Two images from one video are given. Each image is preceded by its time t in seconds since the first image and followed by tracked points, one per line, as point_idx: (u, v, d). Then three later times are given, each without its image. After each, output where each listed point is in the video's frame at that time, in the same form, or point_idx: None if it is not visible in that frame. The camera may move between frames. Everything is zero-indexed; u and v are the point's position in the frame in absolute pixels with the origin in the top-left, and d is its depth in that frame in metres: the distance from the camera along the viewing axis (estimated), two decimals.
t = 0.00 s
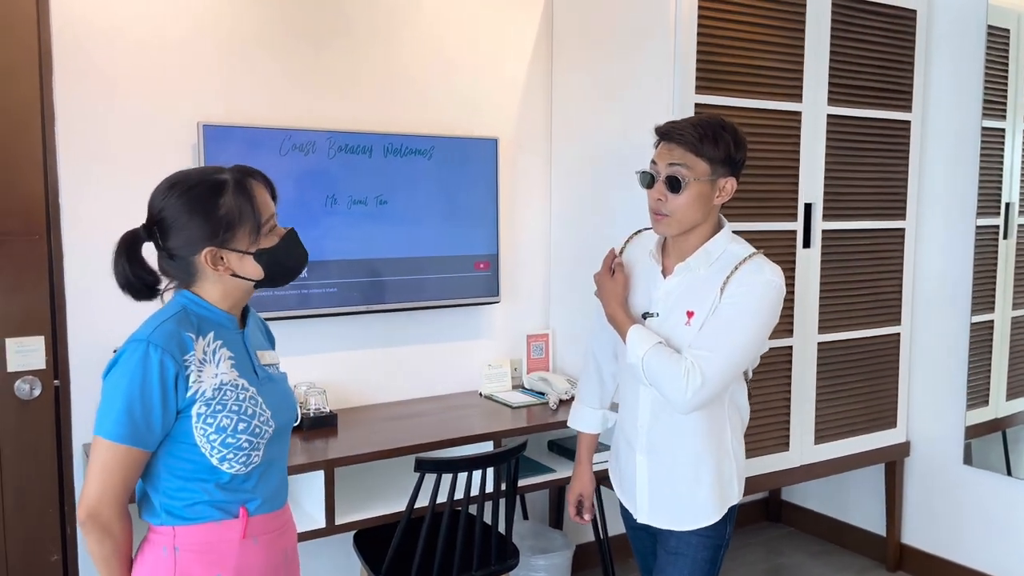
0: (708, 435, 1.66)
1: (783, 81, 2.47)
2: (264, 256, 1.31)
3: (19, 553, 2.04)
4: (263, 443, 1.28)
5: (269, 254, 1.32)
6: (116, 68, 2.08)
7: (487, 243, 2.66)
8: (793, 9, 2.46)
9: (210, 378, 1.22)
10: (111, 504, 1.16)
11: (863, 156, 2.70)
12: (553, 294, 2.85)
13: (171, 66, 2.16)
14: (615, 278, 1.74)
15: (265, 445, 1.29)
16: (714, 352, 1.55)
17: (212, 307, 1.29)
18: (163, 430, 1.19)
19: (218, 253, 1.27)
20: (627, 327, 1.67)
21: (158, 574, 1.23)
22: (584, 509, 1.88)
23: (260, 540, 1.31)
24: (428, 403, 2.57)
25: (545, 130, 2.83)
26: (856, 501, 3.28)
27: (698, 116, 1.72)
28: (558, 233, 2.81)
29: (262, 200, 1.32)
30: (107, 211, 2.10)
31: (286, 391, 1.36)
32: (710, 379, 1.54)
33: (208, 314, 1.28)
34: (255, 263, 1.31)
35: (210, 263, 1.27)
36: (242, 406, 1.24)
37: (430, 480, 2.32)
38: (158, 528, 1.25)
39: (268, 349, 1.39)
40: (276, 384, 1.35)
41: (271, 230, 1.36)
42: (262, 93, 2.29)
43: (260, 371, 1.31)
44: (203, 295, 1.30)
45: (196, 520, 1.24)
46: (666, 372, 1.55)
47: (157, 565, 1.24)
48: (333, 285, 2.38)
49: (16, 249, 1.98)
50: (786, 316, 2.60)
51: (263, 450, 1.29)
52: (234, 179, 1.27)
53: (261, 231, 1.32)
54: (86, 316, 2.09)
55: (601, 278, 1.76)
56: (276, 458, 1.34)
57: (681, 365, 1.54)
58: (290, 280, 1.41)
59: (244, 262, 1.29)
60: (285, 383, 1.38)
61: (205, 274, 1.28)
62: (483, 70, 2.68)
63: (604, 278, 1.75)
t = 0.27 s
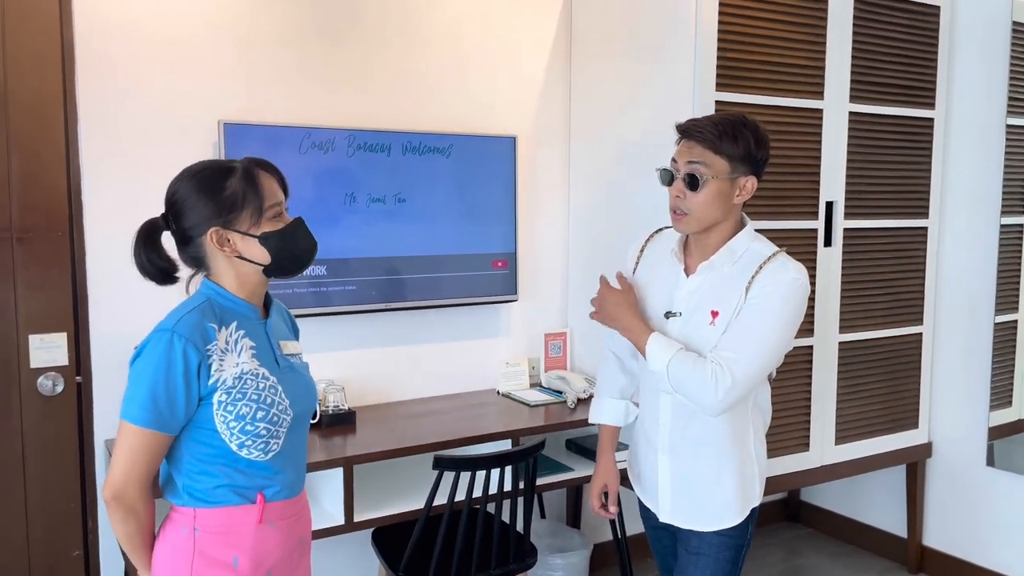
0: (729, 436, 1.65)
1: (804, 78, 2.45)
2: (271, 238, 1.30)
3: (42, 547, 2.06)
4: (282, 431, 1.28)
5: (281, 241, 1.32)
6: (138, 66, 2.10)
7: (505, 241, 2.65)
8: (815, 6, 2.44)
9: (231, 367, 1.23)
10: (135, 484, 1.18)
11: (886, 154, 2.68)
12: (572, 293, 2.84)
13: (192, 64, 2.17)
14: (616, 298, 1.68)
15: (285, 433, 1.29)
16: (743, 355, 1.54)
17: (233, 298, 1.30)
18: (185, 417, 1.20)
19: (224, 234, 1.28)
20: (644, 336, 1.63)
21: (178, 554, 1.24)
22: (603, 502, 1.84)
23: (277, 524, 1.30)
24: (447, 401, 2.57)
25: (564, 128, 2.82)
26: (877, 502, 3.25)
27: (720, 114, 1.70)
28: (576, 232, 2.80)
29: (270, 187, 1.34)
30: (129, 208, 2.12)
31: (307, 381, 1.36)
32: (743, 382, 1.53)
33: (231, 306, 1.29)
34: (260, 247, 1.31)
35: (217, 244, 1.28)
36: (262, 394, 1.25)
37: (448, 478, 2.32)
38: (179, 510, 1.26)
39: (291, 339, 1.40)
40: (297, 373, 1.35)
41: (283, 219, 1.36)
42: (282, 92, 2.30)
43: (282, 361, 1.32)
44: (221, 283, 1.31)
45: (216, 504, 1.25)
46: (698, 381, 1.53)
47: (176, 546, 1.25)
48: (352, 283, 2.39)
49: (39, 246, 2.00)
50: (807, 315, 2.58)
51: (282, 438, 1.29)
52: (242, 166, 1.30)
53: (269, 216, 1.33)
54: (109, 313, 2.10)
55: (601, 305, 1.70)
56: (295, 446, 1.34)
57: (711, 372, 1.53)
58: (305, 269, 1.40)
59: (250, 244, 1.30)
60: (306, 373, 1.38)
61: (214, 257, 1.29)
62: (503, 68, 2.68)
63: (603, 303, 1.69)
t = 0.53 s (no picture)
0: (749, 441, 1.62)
1: (829, 74, 2.42)
2: (295, 233, 1.31)
3: (70, 541, 2.09)
4: (293, 428, 1.29)
5: (304, 236, 1.32)
6: (164, 66, 2.11)
7: (527, 239, 2.65)
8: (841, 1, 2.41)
9: (246, 364, 1.24)
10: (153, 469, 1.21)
11: (912, 151, 2.64)
12: (593, 291, 2.83)
13: (217, 63, 2.18)
14: (642, 373, 1.50)
15: (296, 431, 1.30)
16: (787, 372, 1.50)
17: (254, 296, 1.31)
18: (199, 411, 1.22)
19: (251, 226, 1.29)
20: (694, 396, 1.49)
21: (189, 539, 1.26)
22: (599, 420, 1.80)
23: (286, 514, 1.31)
24: (468, 398, 2.57)
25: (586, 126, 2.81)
26: (901, 502, 3.22)
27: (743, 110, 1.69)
28: (597, 230, 2.79)
29: (299, 188, 1.36)
30: (155, 207, 2.14)
31: (322, 381, 1.37)
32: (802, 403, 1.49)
33: (250, 305, 1.31)
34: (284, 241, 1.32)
35: (243, 236, 1.30)
36: (275, 392, 1.26)
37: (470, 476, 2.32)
38: (191, 496, 1.28)
39: (310, 339, 1.41)
40: (313, 373, 1.35)
41: (308, 220, 1.37)
42: (305, 90, 2.31)
43: (298, 360, 1.33)
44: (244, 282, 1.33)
45: (226, 495, 1.26)
46: (764, 420, 1.46)
47: (188, 531, 1.27)
48: (374, 281, 2.40)
49: (67, 243, 2.03)
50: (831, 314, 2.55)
51: (293, 435, 1.30)
52: (273, 166, 1.33)
53: (295, 213, 1.34)
54: (136, 311, 2.13)
55: (624, 384, 1.51)
56: (307, 443, 1.34)
57: (769, 405, 1.47)
58: (324, 268, 1.40)
59: (274, 237, 1.31)
60: (323, 373, 1.39)
61: (239, 250, 1.30)
62: (524, 66, 2.67)
63: (624, 380, 1.51)
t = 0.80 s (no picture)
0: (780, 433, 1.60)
1: (851, 71, 2.40)
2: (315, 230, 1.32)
3: (94, 534, 2.13)
4: (307, 419, 1.30)
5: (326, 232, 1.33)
6: (186, 65, 2.14)
7: (545, 237, 2.65)
8: None
9: (263, 355, 1.26)
10: (172, 457, 1.23)
11: (935, 148, 2.61)
12: (612, 290, 2.83)
13: (238, 63, 2.20)
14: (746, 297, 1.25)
15: (311, 421, 1.31)
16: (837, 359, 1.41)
17: (269, 289, 1.33)
18: (218, 400, 1.24)
19: (274, 222, 1.31)
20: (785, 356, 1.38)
21: (208, 527, 1.28)
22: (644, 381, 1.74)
23: (300, 503, 1.33)
24: (487, 396, 2.58)
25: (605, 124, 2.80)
26: (923, 503, 3.18)
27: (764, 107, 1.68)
28: (616, 228, 2.78)
29: (321, 186, 1.37)
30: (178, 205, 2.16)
31: (336, 375, 1.39)
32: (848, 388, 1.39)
33: (268, 298, 1.32)
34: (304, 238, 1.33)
35: (267, 232, 1.31)
36: (291, 383, 1.27)
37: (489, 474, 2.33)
38: (209, 485, 1.30)
39: (324, 333, 1.43)
40: (327, 365, 1.37)
41: (329, 218, 1.37)
42: (325, 89, 2.32)
43: (313, 352, 1.34)
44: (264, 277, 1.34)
45: (242, 482, 1.28)
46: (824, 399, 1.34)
47: (206, 519, 1.29)
48: (393, 279, 2.41)
49: (91, 241, 2.06)
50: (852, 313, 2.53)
51: (308, 425, 1.31)
52: (297, 165, 1.35)
53: (317, 210, 1.35)
54: (159, 308, 2.15)
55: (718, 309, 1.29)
56: (320, 434, 1.36)
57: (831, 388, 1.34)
58: (340, 266, 1.40)
59: (296, 234, 1.32)
60: (336, 366, 1.40)
61: (260, 245, 1.31)
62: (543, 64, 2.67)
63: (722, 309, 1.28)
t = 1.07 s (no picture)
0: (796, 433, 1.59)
1: (867, 69, 2.38)
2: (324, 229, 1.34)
3: (111, 531, 2.15)
4: (318, 415, 1.32)
5: (336, 231, 1.36)
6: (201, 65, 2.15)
7: (558, 236, 2.65)
8: None
9: (273, 354, 1.28)
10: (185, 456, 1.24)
11: (951, 147, 2.59)
12: (626, 289, 2.82)
13: (253, 63, 2.22)
14: (731, 352, 1.37)
15: (320, 418, 1.33)
16: (852, 350, 1.46)
17: (278, 288, 1.34)
18: (229, 399, 1.25)
19: (284, 221, 1.32)
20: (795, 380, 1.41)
21: (221, 523, 1.29)
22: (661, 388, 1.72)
23: (311, 500, 1.34)
24: (500, 395, 2.58)
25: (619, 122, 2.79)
26: (940, 504, 3.16)
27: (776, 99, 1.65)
28: (629, 227, 2.78)
29: (328, 185, 1.39)
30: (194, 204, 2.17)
31: (343, 371, 1.41)
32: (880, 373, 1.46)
33: (276, 296, 1.33)
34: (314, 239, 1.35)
35: (278, 231, 1.32)
36: (302, 380, 1.29)
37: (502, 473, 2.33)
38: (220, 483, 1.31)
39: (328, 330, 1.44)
40: (334, 362, 1.39)
41: (336, 215, 1.40)
42: (338, 89, 2.33)
43: (320, 349, 1.36)
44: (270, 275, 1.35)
45: (256, 480, 1.29)
46: (853, 396, 1.42)
47: (220, 516, 1.29)
48: (406, 278, 2.42)
49: (108, 241, 2.08)
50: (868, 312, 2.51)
51: (318, 422, 1.33)
52: (305, 164, 1.37)
53: (325, 207, 1.37)
54: (175, 306, 2.17)
55: (717, 370, 1.37)
56: (329, 430, 1.38)
57: (856, 383, 1.42)
58: (349, 263, 1.41)
59: (305, 233, 1.34)
60: (342, 363, 1.42)
61: (272, 245, 1.33)
62: (557, 63, 2.67)
63: (716, 367, 1.37)
